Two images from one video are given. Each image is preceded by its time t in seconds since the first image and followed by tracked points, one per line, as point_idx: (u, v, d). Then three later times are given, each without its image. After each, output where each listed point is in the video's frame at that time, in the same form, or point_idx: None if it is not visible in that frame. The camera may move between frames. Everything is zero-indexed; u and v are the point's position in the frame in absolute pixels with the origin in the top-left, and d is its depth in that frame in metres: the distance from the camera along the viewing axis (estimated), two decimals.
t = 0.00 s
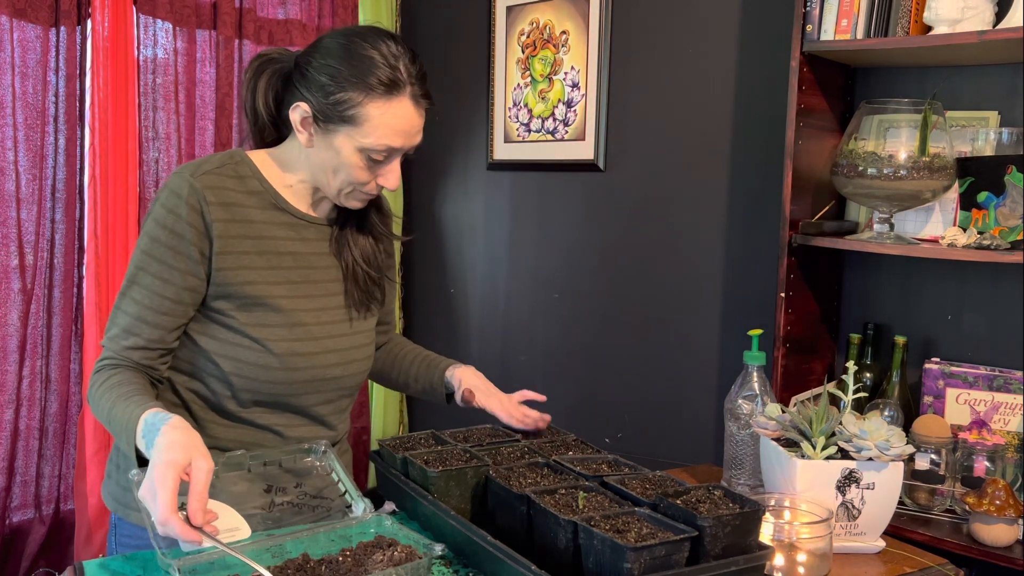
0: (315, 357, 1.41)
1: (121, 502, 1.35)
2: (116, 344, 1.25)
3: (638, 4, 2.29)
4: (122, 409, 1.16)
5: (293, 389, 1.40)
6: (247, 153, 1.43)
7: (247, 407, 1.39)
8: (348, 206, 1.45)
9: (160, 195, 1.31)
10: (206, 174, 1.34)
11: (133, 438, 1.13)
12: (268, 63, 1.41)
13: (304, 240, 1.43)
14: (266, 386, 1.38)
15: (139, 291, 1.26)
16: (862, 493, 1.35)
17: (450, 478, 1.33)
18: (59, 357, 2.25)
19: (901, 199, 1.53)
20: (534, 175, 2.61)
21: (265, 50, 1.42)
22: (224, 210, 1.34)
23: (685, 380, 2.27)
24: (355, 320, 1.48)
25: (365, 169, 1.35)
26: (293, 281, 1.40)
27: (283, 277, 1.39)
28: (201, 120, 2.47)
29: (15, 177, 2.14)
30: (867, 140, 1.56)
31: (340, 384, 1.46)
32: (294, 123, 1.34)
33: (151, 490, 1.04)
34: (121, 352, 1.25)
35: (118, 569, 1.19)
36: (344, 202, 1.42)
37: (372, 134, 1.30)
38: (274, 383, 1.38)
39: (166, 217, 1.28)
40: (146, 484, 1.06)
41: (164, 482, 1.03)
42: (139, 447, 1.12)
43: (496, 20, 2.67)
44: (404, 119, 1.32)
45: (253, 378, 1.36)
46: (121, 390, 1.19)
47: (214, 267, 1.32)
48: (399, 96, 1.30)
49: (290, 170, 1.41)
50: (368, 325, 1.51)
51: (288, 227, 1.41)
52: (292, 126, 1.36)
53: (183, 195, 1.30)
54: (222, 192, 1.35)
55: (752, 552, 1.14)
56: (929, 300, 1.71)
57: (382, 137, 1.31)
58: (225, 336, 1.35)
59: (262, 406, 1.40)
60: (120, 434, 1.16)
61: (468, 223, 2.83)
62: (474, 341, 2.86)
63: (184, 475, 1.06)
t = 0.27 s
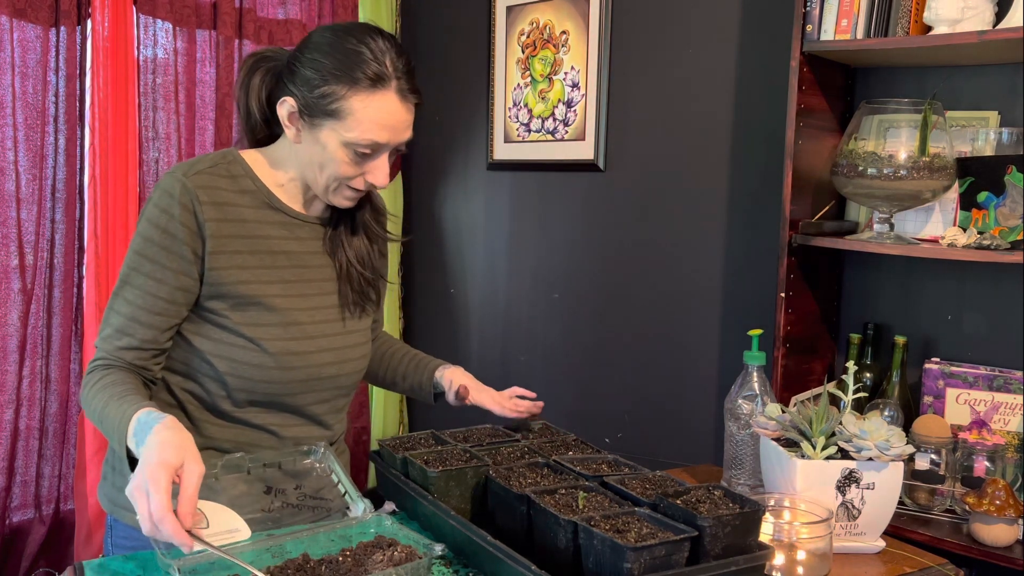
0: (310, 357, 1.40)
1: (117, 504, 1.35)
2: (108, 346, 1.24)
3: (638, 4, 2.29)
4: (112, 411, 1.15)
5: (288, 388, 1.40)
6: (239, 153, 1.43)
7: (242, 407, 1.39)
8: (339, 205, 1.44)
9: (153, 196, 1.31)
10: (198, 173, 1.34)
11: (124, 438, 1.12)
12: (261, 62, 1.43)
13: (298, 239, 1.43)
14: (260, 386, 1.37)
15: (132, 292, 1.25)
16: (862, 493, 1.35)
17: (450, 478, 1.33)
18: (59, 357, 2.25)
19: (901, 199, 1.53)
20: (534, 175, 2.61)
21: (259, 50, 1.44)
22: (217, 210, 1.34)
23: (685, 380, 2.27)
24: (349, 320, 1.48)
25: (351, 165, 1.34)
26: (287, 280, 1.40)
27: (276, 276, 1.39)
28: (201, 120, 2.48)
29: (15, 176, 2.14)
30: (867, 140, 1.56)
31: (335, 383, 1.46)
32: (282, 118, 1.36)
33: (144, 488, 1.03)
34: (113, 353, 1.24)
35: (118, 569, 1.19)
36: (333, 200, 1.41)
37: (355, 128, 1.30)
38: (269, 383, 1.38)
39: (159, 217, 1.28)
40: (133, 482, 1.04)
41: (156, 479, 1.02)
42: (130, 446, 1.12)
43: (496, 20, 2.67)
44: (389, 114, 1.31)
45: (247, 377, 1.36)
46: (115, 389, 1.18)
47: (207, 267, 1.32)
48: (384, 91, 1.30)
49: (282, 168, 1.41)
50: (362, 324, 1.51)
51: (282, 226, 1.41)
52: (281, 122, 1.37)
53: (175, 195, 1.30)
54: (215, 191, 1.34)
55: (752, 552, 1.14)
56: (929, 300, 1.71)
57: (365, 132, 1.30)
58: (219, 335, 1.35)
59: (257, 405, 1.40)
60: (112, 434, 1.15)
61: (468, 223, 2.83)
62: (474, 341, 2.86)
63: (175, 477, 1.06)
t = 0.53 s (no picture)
0: (304, 356, 1.40)
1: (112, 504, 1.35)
2: (102, 346, 1.24)
3: (638, 5, 2.29)
4: (105, 413, 1.14)
5: (283, 387, 1.39)
6: (232, 152, 1.43)
7: (237, 407, 1.39)
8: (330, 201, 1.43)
9: (146, 196, 1.31)
10: (191, 173, 1.34)
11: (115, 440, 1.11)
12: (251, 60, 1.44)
13: (292, 238, 1.43)
14: (255, 386, 1.37)
15: (125, 292, 1.25)
16: (862, 493, 1.35)
17: (450, 478, 1.33)
18: (59, 357, 2.25)
19: (901, 199, 1.53)
20: (534, 175, 2.61)
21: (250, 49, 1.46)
22: (210, 209, 1.34)
23: (685, 380, 2.27)
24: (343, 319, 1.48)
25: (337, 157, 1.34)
26: (281, 279, 1.40)
27: (271, 275, 1.39)
28: (201, 120, 2.48)
29: (15, 176, 2.14)
30: (867, 140, 1.56)
31: (330, 382, 1.46)
32: (269, 111, 1.37)
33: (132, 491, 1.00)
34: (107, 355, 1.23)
35: (118, 569, 1.19)
36: (323, 192, 1.40)
37: (338, 118, 1.29)
38: (263, 382, 1.38)
39: (152, 216, 1.28)
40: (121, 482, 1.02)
41: (148, 484, 0.99)
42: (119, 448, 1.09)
43: (496, 20, 2.67)
44: (372, 104, 1.30)
45: (241, 377, 1.36)
46: (108, 391, 1.17)
47: (200, 266, 1.32)
48: (366, 80, 1.30)
49: (273, 165, 1.42)
50: (357, 323, 1.50)
51: (275, 225, 1.41)
52: (269, 116, 1.38)
53: (168, 195, 1.30)
54: (208, 190, 1.34)
55: (752, 552, 1.14)
56: (930, 300, 1.71)
57: (348, 121, 1.29)
58: (214, 335, 1.35)
59: (252, 405, 1.40)
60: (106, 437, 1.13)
61: (468, 223, 2.83)
62: (474, 341, 2.86)
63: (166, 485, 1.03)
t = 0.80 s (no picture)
0: (300, 354, 1.40)
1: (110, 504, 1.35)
2: (99, 346, 1.24)
3: (638, 4, 2.29)
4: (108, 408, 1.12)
5: (278, 386, 1.39)
6: (225, 151, 1.43)
7: (234, 406, 1.38)
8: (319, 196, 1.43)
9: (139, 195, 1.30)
10: (184, 171, 1.34)
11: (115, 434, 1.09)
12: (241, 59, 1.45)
13: (286, 237, 1.43)
14: (251, 385, 1.37)
15: (122, 292, 1.25)
16: (862, 493, 1.35)
17: (450, 478, 1.33)
18: (59, 358, 2.25)
19: (901, 199, 1.53)
20: (534, 175, 2.61)
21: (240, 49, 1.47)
22: (203, 207, 1.34)
23: (685, 380, 2.27)
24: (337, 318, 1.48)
25: (321, 149, 1.33)
26: (275, 277, 1.40)
27: (264, 274, 1.39)
28: (201, 121, 2.48)
29: (15, 176, 2.14)
30: (867, 140, 1.56)
31: (326, 381, 1.46)
32: (256, 105, 1.38)
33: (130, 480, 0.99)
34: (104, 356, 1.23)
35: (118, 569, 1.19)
36: (312, 187, 1.39)
37: (320, 109, 1.29)
38: (258, 381, 1.38)
39: (146, 216, 1.28)
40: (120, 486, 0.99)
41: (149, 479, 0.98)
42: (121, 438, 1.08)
43: (496, 20, 2.67)
44: (355, 94, 1.30)
45: (235, 376, 1.35)
46: (109, 389, 1.16)
47: (194, 265, 1.32)
48: (349, 70, 1.30)
49: (265, 162, 1.42)
50: (352, 322, 1.50)
51: (268, 224, 1.41)
52: (256, 110, 1.39)
53: (161, 194, 1.29)
54: (200, 189, 1.34)
55: (752, 553, 1.14)
56: (930, 300, 1.71)
57: (330, 112, 1.29)
58: (209, 335, 1.35)
59: (248, 404, 1.39)
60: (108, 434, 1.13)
61: (468, 222, 2.83)
62: (474, 341, 2.86)
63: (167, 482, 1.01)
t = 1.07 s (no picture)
0: (297, 350, 1.40)
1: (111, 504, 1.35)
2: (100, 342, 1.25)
3: (638, 4, 2.29)
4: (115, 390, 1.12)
5: (276, 383, 1.39)
6: (221, 149, 1.43)
7: (234, 404, 1.38)
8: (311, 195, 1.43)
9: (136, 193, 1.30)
10: (180, 168, 1.34)
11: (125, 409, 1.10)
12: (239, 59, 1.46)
13: (282, 234, 1.43)
14: (249, 382, 1.37)
15: (122, 289, 1.26)
16: (862, 493, 1.35)
17: (451, 478, 1.33)
18: (59, 357, 2.25)
19: (901, 199, 1.53)
20: (534, 175, 2.61)
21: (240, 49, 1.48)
22: (199, 203, 1.33)
23: (685, 380, 2.27)
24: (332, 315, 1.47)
25: (310, 148, 1.33)
26: (271, 273, 1.40)
27: (261, 270, 1.38)
28: (201, 121, 2.48)
29: (15, 176, 2.14)
30: (867, 140, 1.56)
31: (325, 378, 1.45)
32: (251, 101, 1.39)
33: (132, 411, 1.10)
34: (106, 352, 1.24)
35: (118, 569, 1.19)
36: (299, 188, 1.39)
37: (309, 106, 1.30)
38: (256, 378, 1.37)
39: (143, 214, 1.28)
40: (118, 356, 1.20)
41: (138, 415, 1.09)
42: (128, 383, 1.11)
43: (496, 20, 2.67)
44: (344, 93, 1.31)
45: (233, 373, 1.35)
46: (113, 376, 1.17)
47: (191, 261, 1.32)
48: (339, 69, 1.31)
49: (260, 160, 1.42)
50: (348, 319, 1.50)
51: (264, 221, 1.41)
52: (251, 107, 1.41)
53: (158, 191, 1.29)
54: (197, 185, 1.34)
55: (752, 552, 1.14)
56: (930, 301, 1.71)
57: (320, 110, 1.30)
58: (207, 332, 1.34)
59: (247, 401, 1.39)
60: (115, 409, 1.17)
61: (468, 222, 2.83)
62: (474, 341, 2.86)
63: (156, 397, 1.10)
